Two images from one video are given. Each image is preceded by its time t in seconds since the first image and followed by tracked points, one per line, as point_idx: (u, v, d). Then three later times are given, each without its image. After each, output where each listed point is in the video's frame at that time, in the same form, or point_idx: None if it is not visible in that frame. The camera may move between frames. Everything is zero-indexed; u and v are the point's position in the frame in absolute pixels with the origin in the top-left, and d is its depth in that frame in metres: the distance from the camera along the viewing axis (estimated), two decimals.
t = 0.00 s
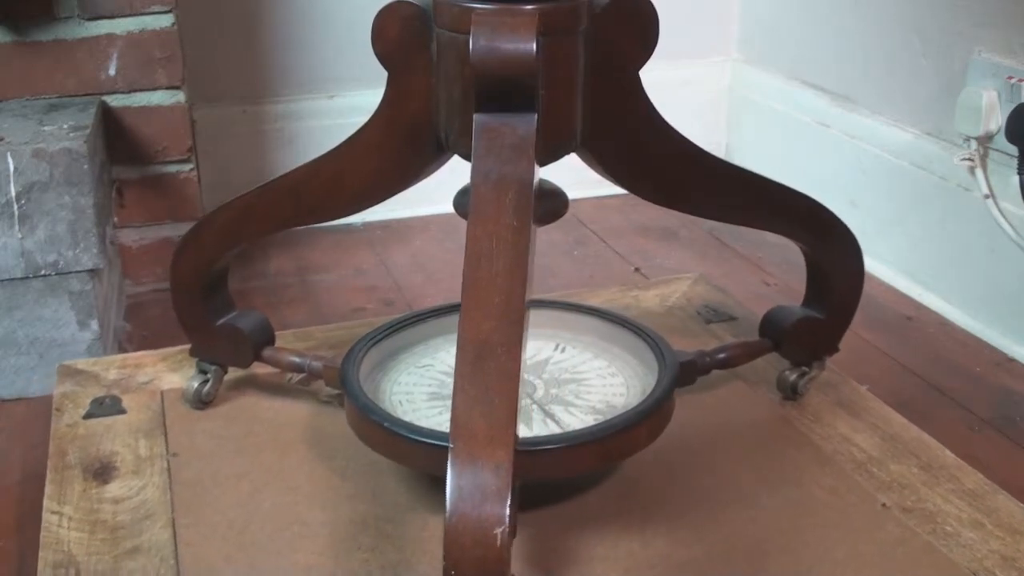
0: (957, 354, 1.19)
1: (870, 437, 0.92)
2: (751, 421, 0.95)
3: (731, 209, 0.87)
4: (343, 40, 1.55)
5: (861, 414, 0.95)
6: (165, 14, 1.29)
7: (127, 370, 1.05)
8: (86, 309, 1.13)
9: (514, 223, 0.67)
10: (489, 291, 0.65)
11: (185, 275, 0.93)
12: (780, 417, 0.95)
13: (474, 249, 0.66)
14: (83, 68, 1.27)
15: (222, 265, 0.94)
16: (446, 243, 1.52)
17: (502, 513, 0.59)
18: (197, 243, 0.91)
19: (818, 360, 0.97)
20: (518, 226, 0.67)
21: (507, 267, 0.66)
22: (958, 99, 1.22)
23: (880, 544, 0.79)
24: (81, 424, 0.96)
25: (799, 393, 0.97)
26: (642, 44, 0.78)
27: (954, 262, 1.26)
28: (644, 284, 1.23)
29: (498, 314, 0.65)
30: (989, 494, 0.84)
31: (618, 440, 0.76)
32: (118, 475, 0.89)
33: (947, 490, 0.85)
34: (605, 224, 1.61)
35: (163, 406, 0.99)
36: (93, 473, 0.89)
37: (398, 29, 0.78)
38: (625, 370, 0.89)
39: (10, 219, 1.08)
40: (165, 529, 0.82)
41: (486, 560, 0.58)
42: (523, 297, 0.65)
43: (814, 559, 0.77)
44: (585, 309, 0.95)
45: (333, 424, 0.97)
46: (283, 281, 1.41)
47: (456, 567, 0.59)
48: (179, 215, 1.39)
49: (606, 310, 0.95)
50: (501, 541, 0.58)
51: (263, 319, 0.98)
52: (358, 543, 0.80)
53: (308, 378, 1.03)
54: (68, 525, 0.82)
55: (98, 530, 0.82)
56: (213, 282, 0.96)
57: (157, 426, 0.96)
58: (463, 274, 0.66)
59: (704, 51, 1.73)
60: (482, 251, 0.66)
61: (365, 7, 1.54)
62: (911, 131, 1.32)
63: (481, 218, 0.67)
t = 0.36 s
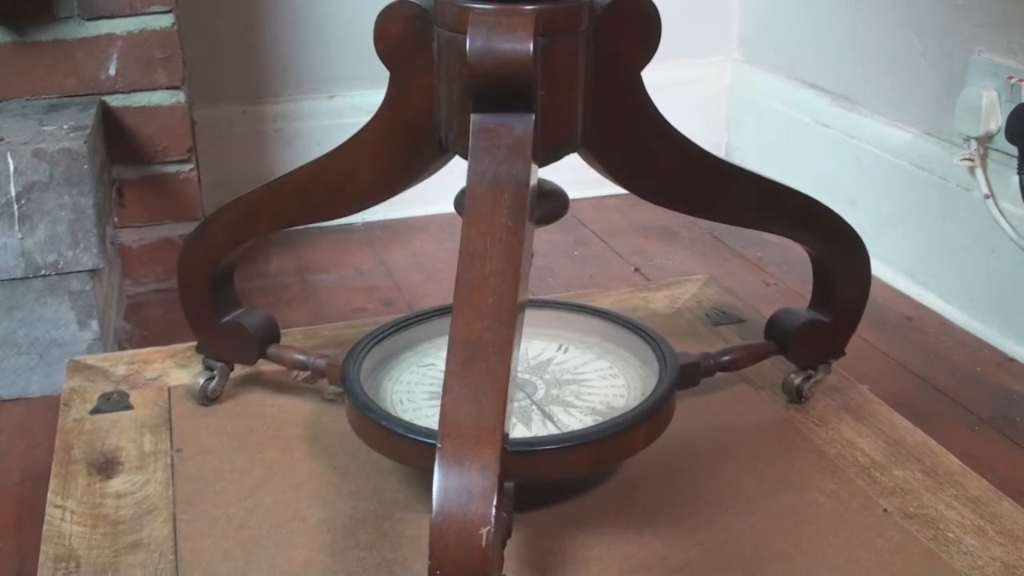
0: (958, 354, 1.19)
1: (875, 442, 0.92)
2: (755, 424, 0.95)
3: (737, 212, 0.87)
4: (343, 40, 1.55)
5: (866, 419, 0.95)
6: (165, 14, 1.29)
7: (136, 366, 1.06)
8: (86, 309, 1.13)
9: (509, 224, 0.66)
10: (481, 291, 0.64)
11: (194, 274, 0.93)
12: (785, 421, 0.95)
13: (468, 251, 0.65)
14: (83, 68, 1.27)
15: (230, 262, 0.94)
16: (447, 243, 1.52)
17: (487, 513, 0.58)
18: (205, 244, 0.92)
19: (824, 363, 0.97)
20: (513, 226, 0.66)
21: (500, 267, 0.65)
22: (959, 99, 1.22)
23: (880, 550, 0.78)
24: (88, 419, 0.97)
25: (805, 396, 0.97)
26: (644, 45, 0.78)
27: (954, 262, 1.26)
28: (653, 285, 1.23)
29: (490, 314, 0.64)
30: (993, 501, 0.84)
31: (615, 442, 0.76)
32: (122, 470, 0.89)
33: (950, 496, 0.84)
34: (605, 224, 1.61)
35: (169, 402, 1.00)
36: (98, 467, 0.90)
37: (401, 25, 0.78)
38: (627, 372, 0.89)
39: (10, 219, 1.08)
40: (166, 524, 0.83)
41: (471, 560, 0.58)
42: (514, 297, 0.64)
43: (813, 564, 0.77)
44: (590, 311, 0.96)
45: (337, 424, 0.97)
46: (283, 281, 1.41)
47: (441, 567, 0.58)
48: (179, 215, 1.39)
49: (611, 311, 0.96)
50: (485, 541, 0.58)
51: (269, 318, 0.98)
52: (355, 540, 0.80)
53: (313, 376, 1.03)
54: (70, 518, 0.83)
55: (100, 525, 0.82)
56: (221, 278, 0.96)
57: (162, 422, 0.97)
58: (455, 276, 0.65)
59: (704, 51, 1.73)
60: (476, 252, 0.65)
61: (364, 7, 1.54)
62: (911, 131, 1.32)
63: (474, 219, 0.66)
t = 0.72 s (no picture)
0: (958, 353, 1.19)
1: (880, 446, 0.91)
2: (759, 426, 0.95)
3: (739, 213, 0.87)
4: (343, 40, 1.55)
5: (872, 423, 0.95)
6: (165, 14, 1.29)
7: (144, 361, 1.06)
8: (86, 309, 1.13)
9: (504, 224, 0.64)
10: (474, 292, 0.63)
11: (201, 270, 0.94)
12: (789, 424, 0.95)
13: (462, 252, 0.64)
14: (83, 68, 1.27)
15: (237, 257, 0.95)
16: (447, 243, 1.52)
17: (473, 512, 0.56)
18: (210, 242, 0.92)
19: (829, 367, 0.97)
20: (507, 226, 0.64)
21: (494, 267, 0.63)
22: (959, 99, 1.22)
23: (880, 556, 0.78)
24: (95, 414, 0.97)
25: (810, 399, 0.97)
26: (645, 46, 0.78)
27: (954, 262, 1.26)
28: (664, 286, 1.24)
29: (483, 315, 0.62)
30: (998, 507, 0.83)
31: (615, 443, 0.76)
32: (127, 465, 0.90)
33: (954, 502, 0.84)
34: (605, 224, 1.61)
35: (176, 399, 1.00)
36: (102, 462, 0.90)
37: (402, 25, 0.78)
38: (628, 373, 0.89)
39: (10, 219, 1.08)
40: (167, 519, 0.83)
41: (455, 560, 0.56)
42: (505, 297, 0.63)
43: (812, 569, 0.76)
44: (594, 312, 0.96)
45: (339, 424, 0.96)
46: (283, 281, 1.41)
47: (425, 567, 0.56)
48: (179, 215, 1.39)
49: (615, 313, 0.96)
50: (471, 541, 0.56)
51: (274, 316, 0.98)
52: (352, 538, 0.80)
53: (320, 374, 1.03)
54: (72, 513, 0.83)
55: (102, 519, 0.83)
56: (228, 274, 0.96)
57: (168, 418, 0.97)
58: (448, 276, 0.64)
59: (704, 51, 1.73)
60: (472, 253, 0.64)
61: (364, 6, 1.54)
62: (911, 131, 1.32)
63: (469, 219, 0.65)
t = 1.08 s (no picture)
0: (958, 354, 1.19)
1: (884, 451, 0.91)
2: (763, 430, 0.95)
3: (740, 215, 0.87)
4: (343, 40, 1.55)
5: (877, 428, 0.94)
6: (165, 14, 1.29)
7: (153, 358, 1.07)
8: (86, 309, 1.13)
9: (498, 224, 0.64)
10: (466, 291, 0.62)
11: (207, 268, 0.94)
12: (794, 429, 0.95)
13: (456, 251, 0.63)
14: (83, 68, 1.27)
15: (244, 253, 0.95)
16: (447, 243, 1.52)
17: (458, 513, 0.55)
18: (216, 240, 0.93)
19: (835, 370, 0.97)
20: (502, 226, 0.64)
21: (487, 267, 0.63)
22: (959, 99, 1.22)
23: (880, 562, 0.77)
24: (103, 409, 0.98)
25: (815, 403, 0.97)
26: (646, 46, 0.78)
27: (954, 263, 1.26)
28: (675, 288, 1.24)
29: (472, 315, 0.61)
30: (1001, 514, 0.82)
31: (614, 444, 0.76)
32: (131, 460, 0.90)
33: (957, 509, 0.83)
34: (605, 224, 1.61)
35: (183, 395, 1.01)
36: (107, 457, 0.91)
37: (405, 24, 0.78)
38: (630, 375, 0.89)
39: (10, 219, 1.08)
40: (168, 514, 0.83)
41: (440, 560, 0.54)
42: (496, 298, 0.62)
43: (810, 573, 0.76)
44: (598, 314, 0.96)
45: (343, 424, 0.96)
46: (283, 281, 1.41)
47: (408, 567, 0.55)
48: (179, 215, 1.39)
49: (619, 314, 0.96)
50: (455, 542, 0.55)
51: (280, 313, 0.99)
52: (350, 535, 0.80)
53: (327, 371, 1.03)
54: (74, 506, 0.84)
55: (104, 513, 0.83)
56: (235, 270, 0.97)
57: (174, 414, 0.98)
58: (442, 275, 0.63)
59: (704, 51, 1.73)
60: (464, 253, 0.63)
61: (364, 6, 1.54)
62: (911, 131, 1.32)
63: (464, 219, 0.64)
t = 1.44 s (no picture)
0: (958, 354, 1.19)
1: (889, 456, 0.90)
2: (767, 433, 0.95)
3: (741, 216, 0.87)
4: (343, 40, 1.55)
5: (882, 433, 0.94)
6: (165, 14, 1.29)
7: (162, 354, 1.08)
8: (86, 309, 1.13)
9: (494, 224, 0.63)
10: (459, 291, 0.62)
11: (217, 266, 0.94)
12: (798, 433, 0.94)
13: (450, 250, 0.63)
14: (83, 68, 1.27)
15: (251, 251, 0.96)
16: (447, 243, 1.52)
17: (444, 512, 0.54)
18: (222, 237, 0.93)
19: (841, 374, 0.97)
20: (497, 226, 0.63)
21: (480, 267, 0.62)
22: (959, 99, 1.22)
23: (879, 567, 0.77)
24: (111, 404, 0.99)
25: (820, 407, 0.97)
26: (647, 46, 0.78)
27: (954, 262, 1.26)
28: (686, 289, 1.24)
29: (464, 314, 0.61)
30: (1005, 522, 0.82)
31: (612, 445, 0.76)
32: (135, 455, 0.91)
33: (961, 516, 0.82)
34: (605, 224, 1.61)
35: (190, 391, 1.01)
36: (112, 451, 0.91)
37: (405, 24, 0.78)
38: (632, 376, 0.89)
39: (10, 219, 1.08)
40: (170, 509, 0.84)
41: (425, 559, 0.54)
42: (485, 298, 0.61)
43: None
44: (602, 315, 0.96)
45: (346, 424, 0.96)
46: (283, 281, 1.41)
47: (393, 567, 0.54)
48: (179, 215, 1.39)
49: (623, 316, 0.96)
50: (440, 542, 0.54)
51: (285, 311, 1.00)
52: (349, 533, 0.80)
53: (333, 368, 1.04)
54: (77, 500, 0.85)
55: (106, 507, 0.84)
56: (243, 269, 0.97)
57: (180, 410, 0.98)
58: (435, 274, 0.63)
59: (704, 51, 1.73)
60: (458, 252, 0.63)
61: (364, 6, 1.54)
62: (911, 131, 1.32)
63: (459, 219, 0.64)
